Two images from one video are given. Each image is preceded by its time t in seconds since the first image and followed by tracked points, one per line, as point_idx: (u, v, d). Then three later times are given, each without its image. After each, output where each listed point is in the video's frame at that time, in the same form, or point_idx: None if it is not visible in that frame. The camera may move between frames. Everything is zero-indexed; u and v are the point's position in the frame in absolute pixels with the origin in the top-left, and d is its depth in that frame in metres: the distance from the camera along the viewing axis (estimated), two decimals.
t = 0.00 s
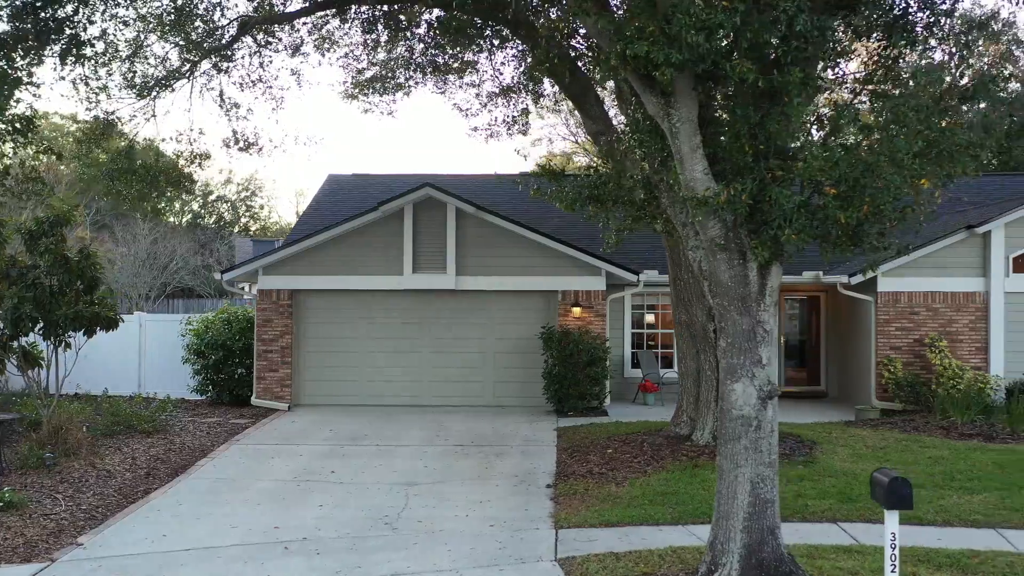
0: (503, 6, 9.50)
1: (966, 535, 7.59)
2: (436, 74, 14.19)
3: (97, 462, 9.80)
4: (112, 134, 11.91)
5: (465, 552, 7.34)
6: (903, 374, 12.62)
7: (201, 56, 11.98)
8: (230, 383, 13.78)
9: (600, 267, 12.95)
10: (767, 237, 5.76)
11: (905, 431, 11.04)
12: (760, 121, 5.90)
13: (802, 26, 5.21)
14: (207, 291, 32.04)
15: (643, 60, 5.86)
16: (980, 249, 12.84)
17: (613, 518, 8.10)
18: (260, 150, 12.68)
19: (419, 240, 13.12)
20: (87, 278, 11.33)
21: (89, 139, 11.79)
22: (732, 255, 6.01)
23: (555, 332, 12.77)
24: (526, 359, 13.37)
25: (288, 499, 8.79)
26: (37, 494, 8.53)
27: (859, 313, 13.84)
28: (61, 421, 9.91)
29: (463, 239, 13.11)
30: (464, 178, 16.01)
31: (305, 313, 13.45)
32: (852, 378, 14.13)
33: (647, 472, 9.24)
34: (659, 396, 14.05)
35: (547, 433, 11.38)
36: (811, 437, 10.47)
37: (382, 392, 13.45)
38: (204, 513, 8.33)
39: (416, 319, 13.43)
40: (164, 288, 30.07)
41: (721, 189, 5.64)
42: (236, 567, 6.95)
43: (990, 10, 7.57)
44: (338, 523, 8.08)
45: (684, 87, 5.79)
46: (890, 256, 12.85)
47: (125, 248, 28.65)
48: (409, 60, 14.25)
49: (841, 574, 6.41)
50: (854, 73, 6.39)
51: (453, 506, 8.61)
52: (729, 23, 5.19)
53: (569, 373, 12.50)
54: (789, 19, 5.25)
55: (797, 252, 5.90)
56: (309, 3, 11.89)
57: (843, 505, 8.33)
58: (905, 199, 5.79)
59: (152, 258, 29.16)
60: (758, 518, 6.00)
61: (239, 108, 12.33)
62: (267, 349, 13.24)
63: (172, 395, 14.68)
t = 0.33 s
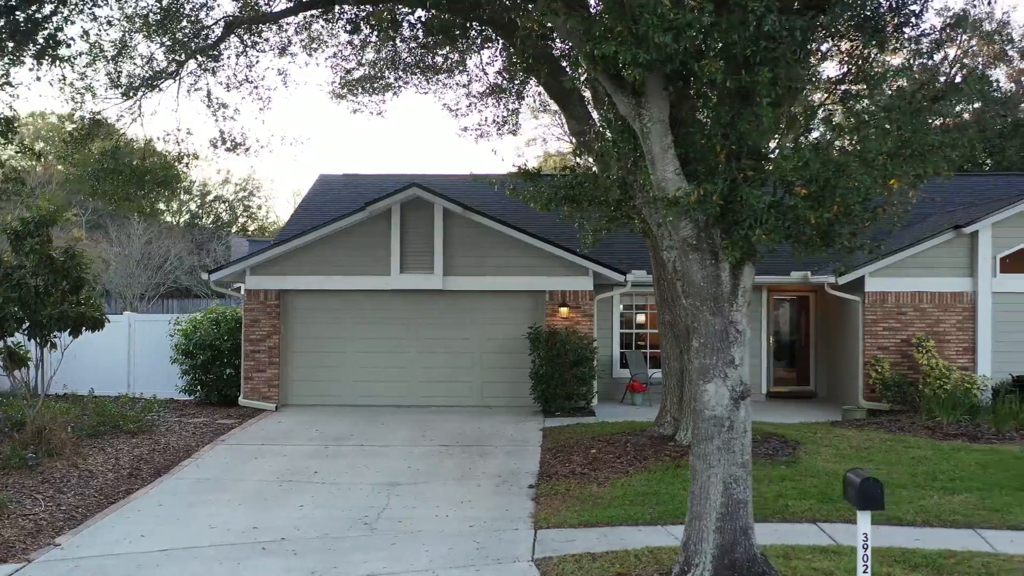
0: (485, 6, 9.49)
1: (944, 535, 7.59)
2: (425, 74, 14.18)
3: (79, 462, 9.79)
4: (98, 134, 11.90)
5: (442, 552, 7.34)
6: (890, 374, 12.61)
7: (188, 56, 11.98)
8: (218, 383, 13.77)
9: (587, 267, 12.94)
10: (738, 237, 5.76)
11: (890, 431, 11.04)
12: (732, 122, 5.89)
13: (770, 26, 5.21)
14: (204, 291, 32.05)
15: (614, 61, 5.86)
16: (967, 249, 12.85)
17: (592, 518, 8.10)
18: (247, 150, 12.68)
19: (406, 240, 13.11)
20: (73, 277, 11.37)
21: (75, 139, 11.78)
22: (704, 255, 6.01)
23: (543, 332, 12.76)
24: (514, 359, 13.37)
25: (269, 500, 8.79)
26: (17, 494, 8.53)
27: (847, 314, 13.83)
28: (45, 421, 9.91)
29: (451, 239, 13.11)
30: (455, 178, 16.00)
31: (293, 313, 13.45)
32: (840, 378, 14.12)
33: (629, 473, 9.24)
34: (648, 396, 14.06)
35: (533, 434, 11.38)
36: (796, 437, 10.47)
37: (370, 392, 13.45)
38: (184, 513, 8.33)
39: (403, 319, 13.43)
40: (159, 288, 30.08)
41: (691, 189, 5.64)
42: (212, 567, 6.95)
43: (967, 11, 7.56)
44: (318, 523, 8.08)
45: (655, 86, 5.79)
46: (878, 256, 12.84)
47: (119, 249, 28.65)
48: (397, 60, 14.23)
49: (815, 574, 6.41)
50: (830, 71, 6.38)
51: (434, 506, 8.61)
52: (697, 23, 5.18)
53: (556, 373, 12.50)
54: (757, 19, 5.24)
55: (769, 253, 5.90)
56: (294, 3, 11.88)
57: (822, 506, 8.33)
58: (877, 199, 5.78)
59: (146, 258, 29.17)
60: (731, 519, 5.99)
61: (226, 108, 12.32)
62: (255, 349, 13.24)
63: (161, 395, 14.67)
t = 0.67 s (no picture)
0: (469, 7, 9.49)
1: (920, 535, 7.59)
2: (413, 73, 14.17)
3: (61, 462, 9.79)
4: (84, 135, 11.86)
5: (418, 552, 7.35)
6: (876, 374, 12.61)
7: (174, 56, 11.97)
8: (206, 383, 13.76)
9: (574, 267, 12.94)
10: (707, 237, 5.77)
11: (874, 431, 11.04)
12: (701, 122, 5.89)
13: (736, 27, 5.21)
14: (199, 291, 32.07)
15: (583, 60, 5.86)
16: (954, 249, 12.83)
17: (571, 518, 8.10)
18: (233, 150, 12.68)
19: (393, 240, 13.11)
20: (57, 277, 11.33)
21: (60, 139, 11.72)
22: (674, 255, 6.00)
23: (529, 332, 12.76)
24: (500, 359, 13.38)
25: (248, 500, 8.79)
26: None
27: (835, 314, 13.83)
28: (27, 422, 9.88)
29: (437, 239, 13.10)
30: (444, 178, 15.99)
31: (280, 313, 13.45)
32: (828, 378, 14.11)
33: (610, 472, 9.24)
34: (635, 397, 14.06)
35: (517, 434, 11.38)
36: (779, 437, 10.47)
37: (357, 392, 13.45)
38: (163, 514, 8.33)
39: (391, 319, 13.43)
40: (154, 287, 30.11)
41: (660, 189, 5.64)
42: (186, 567, 6.96)
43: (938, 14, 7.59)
44: (296, 523, 8.09)
45: (624, 86, 5.80)
46: (864, 256, 12.83)
47: (114, 249, 28.66)
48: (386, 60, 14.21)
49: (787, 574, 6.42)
50: (801, 71, 6.39)
51: (413, 506, 8.62)
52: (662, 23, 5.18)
53: (541, 374, 12.49)
54: (722, 19, 5.24)
55: (739, 253, 5.90)
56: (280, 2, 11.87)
57: (801, 506, 8.33)
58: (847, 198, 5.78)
59: (141, 258, 29.17)
60: (701, 519, 6.00)
61: (212, 108, 12.31)
62: (242, 349, 13.24)
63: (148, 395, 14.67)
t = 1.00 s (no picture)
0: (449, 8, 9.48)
1: (894, 536, 7.59)
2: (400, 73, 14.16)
3: (41, 462, 9.80)
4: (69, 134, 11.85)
5: (392, 552, 7.35)
6: (862, 374, 12.60)
7: (159, 55, 11.98)
8: (193, 383, 13.75)
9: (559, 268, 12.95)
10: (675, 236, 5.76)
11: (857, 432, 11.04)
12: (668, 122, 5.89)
13: (699, 27, 5.20)
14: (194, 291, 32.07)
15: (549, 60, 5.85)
16: (940, 249, 12.83)
17: (548, 518, 8.10)
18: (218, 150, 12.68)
19: (378, 240, 13.11)
20: (41, 277, 11.35)
21: (44, 139, 11.72)
22: (642, 255, 6.00)
23: (515, 333, 12.76)
24: (486, 359, 13.38)
25: (227, 500, 8.79)
26: None
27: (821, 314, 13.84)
28: (8, 422, 9.83)
29: (423, 239, 13.10)
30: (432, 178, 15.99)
31: (265, 313, 13.45)
32: (814, 378, 14.11)
33: (590, 472, 9.24)
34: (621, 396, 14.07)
35: (501, 434, 11.39)
36: (761, 437, 10.48)
37: (343, 392, 13.45)
38: (140, 514, 8.33)
39: (376, 319, 13.43)
40: (149, 287, 30.11)
41: (627, 189, 5.63)
42: (160, 567, 6.96)
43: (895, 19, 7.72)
44: (273, 523, 8.09)
45: (591, 86, 5.79)
46: (850, 256, 12.83)
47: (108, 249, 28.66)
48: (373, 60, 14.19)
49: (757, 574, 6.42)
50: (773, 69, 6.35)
51: (391, 506, 8.62)
52: (625, 23, 5.17)
53: (527, 374, 12.49)
54: (686, 18, 5.24)
55: (708, 253, 5.90)
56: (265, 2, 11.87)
57: (778, 506, 8.34)
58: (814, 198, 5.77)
59: (135, 258, 29.16)
60: (669, 519, 5.99)
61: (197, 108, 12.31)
62: (228, 349, 13.23)
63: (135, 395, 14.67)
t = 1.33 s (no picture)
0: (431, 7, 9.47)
1: (869, 537, 7.59)
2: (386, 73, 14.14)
3: (21, 462, 9.80)
4: (52, 134, 11.84)
5: (365, 552, 7.35)
6: (847, 374, 12.57)
7: (143, 54, 11.98)
8: (179, 383, 13.75)
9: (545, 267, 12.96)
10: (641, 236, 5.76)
11: (840, 432, 11.04)
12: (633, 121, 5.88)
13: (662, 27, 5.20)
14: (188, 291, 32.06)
15: (514, 60, 5.85)
16: (925, 248, 12.83)
17: (523, 518, 8.10)
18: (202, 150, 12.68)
19: (364, 240, 13.11)
20: (24, 277, 11.35)
21: (27, 139, 11.72)
22: (609, 255, 6.01)
23: (500, 333, 12.76)
24: (472, 359, 13.39)
25: (205, 501, 8.80)
26: None
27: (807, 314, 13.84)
28: None
29: (408, 239, 13.10)
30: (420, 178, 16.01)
31: (251, 313, 13.46)
32: (800, 378, 14.10)
33: (569, 472, 9.24)
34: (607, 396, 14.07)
35: (484, 434, 11.39)
36: (742, 437, 10.47)
37: (329, 392, 13.46)
38: (117, 514, 8.34)
39: (362, 320, 13.43)
40: (143, 287, 30.11)
41: (593, 189, 5.63)
42: (132, 568, 6.95)
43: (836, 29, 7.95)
44: (249, 523, 8.09)
45: (556, 87, 5.79)
46: (835, 256, 12.82)
47: (101, 248, 28.62)
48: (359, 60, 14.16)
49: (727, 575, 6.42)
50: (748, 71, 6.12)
51: (368, 506, 8.62)
52: (587, 24, 5.17)
53: (511, 374, 12.47)
54: (648, 17, 5.25)
55: (675, 253, 5.90)
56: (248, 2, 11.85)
57: (755, 506, 8.33)
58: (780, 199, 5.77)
59: (129, 258, 29.16)
60: (637, 519, 5.99)
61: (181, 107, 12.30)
62: (213, 349, 13.23)
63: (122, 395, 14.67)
